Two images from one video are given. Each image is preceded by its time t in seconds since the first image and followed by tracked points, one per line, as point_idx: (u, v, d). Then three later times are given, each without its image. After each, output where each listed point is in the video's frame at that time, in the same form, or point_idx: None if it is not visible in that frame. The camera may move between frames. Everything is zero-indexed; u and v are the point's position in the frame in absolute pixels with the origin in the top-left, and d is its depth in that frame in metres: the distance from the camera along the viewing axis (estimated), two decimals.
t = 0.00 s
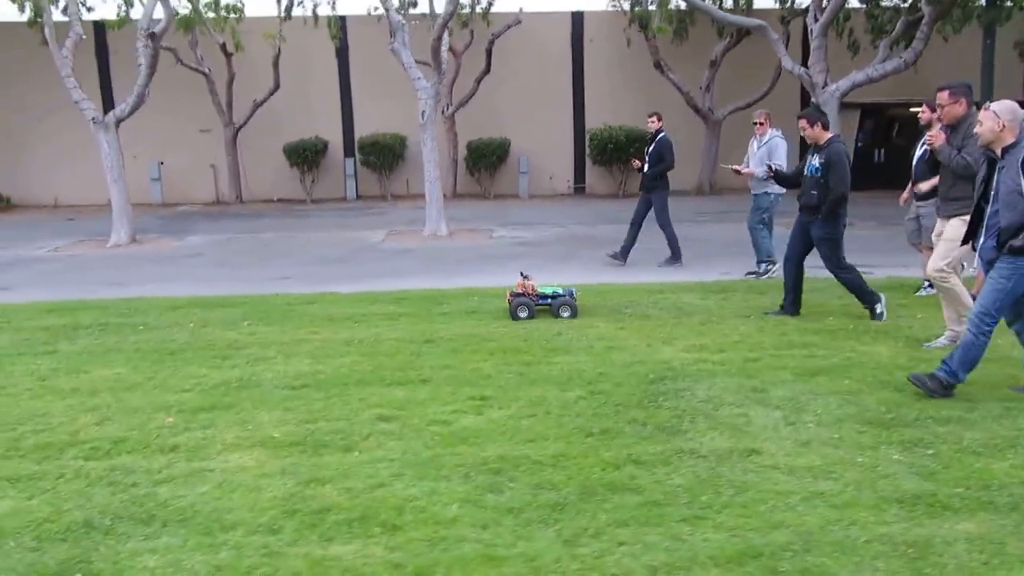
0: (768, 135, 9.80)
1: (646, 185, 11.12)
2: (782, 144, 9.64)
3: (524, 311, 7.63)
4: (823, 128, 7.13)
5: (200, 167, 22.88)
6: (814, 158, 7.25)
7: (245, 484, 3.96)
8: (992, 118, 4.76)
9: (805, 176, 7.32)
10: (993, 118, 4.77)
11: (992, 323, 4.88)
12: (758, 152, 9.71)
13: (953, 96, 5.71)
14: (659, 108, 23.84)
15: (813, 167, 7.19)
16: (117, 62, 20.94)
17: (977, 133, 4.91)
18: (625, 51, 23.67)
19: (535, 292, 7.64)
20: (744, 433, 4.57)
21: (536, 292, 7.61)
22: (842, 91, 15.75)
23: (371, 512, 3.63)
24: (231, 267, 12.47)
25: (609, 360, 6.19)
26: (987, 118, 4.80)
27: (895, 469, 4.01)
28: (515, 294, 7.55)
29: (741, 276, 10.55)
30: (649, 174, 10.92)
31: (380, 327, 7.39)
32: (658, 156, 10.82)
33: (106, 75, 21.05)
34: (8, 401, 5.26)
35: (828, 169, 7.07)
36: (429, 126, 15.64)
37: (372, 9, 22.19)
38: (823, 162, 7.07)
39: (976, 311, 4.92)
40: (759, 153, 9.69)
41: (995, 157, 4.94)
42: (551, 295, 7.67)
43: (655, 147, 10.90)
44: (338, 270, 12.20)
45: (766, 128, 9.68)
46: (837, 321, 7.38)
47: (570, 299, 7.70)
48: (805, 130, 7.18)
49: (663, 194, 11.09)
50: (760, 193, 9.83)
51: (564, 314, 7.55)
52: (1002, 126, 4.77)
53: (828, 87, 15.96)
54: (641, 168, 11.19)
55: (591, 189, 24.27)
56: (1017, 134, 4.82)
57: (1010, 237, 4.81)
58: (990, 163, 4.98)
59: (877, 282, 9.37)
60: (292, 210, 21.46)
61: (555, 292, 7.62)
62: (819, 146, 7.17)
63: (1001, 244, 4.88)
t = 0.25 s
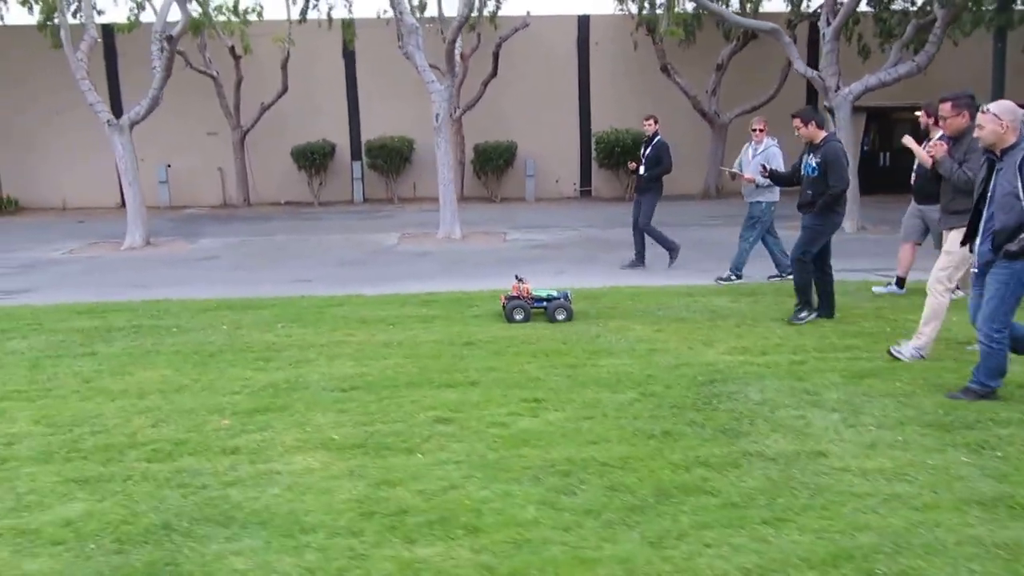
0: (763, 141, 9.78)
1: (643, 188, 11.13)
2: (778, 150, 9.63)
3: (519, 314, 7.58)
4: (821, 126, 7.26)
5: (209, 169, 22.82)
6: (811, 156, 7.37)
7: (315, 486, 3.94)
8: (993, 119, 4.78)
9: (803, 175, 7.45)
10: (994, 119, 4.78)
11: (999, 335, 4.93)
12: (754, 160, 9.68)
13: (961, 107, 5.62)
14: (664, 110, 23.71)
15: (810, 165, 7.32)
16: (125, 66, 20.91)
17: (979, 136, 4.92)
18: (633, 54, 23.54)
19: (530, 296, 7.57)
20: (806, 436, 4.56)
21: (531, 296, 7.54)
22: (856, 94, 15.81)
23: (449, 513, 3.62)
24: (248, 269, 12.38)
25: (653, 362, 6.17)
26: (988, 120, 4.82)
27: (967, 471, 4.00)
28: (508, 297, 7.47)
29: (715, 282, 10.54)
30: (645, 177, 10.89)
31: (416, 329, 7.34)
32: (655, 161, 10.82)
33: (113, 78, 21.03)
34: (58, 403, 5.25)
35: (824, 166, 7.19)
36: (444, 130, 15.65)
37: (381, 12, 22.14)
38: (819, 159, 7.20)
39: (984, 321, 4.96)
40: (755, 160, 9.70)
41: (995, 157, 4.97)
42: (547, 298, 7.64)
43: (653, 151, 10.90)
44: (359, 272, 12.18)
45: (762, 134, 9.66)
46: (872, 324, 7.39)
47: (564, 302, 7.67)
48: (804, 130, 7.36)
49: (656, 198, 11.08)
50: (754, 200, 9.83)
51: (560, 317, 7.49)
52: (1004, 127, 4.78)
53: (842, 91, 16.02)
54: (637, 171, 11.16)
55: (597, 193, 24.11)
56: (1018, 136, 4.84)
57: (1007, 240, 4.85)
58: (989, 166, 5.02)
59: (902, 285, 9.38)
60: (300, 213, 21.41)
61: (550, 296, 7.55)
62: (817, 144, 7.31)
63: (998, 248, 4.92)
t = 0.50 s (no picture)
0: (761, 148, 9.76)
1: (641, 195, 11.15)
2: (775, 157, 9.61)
3: (512, 322, 7.50)
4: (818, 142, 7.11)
5: (216, 178, 22.80)
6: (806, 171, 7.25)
7: (387, 493, 3.92)
8: (990, 132, 4.86)
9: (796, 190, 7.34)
10: (993, 130, 4.85)
11: None
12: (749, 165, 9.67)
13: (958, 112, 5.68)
14: (669, 118, 23.45)
15: (804, 182, 7.20)
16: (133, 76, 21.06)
17: (977, 150, 4.98)
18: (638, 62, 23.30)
19: (522, 304, 7.47)
20: (869, 442, 4.57)
21: (524, 304, 7.45)
22: (867, 102, 15.86)
23: (528, 520, 3.61)
24: (267, 276, 12.39)
25: (697, 368, 6.16)
26: (984, 133, 4.89)
27: None
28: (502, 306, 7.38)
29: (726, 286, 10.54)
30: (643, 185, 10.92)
31: (451, 336, 7.31)
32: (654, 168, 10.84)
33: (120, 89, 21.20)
34: (108, 411, 5.25)
35: (818, 184, 7.07)
36: (457, 138, 15.60)
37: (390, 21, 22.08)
38: (814, 176, 7.07)
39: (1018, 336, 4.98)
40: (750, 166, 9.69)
41: (993, 168, 5.00)
42: (540, 306, 7.55)
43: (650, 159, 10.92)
44: (378, 279, 12.15)
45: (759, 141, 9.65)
46: (907, 330, 7.38)
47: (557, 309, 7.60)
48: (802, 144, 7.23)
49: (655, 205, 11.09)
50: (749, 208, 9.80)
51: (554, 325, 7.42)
52: (1003, 136, 4.85)
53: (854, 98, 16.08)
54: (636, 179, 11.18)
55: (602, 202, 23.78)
56: (1015, 145, 4.90)
57: (1012, 252, 4.86)
58: (987, 176, 5.05)
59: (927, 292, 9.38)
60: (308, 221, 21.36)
61: (543, 304, 7.46)
62: (813, 160, 7.17)
63: (1001, 259, 4.92)
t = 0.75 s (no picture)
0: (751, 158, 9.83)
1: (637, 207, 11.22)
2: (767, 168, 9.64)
3: (506, 334, 7.41)
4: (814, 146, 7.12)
5: (223, 189, 22.77)
6: (804, 175, 7.26)
7: (460, 502, 3.92)
8: (979, 147, 4.84)
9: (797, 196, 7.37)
10: (982, 145, 4.84)
11: None
12: (743, 176, 9.70)
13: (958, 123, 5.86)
14: (674, 130, 23.04)
15: (802, 186, 7.22)
16: (142, 87, 21.36)
17: (965, 164, 4.94)
18: (643, 73, 22.91)
19: (518, 316, 7.40)
20: (930, 453, 4.59)
21: (521, 317, 7.37)
22: (878, 113, 15.86)
23: (607, 529, 3.62)
24: (288, 288, 12.37)
25: (739, 378, 6.17)
26: (977, 148, 4.86)
27: None
28: (499, 316, 7.33)
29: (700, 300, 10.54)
30: (638, 198, 10.97)
31: (487, 346, 7.29)
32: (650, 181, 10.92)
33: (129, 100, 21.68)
34: (160, 421, 5.25)
35: (816, 188, 7.08)
36: (469, 149, 15.48)
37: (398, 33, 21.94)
38: (812, 180, 7.08)
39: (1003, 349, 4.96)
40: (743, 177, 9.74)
41: (982, 182, 5.00)
42: (533, 317, 7.44)
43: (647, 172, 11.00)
44: (396, 291, 12.06)
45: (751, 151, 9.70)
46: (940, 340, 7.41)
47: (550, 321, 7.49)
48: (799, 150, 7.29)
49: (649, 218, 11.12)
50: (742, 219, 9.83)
51: (548, 338, 7.36)
52: (991, 150, 4.85)
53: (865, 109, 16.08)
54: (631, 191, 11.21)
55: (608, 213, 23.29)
56: (1004, 158, 4.91)
57: (1005, 267, 4.87)
58: (975, 191, 5.05)
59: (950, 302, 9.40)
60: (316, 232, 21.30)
61: (538, 316, 7.39)
62: (810, 165, 7.22)
63: (996, 275, 4.93)
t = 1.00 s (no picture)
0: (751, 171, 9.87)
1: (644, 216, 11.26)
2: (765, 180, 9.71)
3: (500, 346, 7.39)
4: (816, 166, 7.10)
5: (235, 197, 22.77)
6: (808, 195, 7.23)
7: (532, 513, 3.92)
8: (983, 162, 4.88)
9: (801, 214, 7.33)
10: (985, 161, 4.88)
11: (981, 364, 5.00)
12: (742, 190, 9.74)
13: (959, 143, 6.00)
14: (687, 142, 23.01)
15: (806, 206, 7.19)
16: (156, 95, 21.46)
17: (969, 179, 4.99)
18: (656, 83, 22.82)
19: (512, 328, 7.37)
20: (991, 466, 4.59)
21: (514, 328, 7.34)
22: (897, 126, 15.87)
23: (684, 541, 3.61)
24: (312, 297, 12.36)
25: (784, 389, 6.17)
26: (981, 163, 4.91)
27: None
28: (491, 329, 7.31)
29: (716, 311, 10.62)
30: (644, 207, 11.01)
31: (525, 356, 7.27)
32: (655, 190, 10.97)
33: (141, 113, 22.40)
34: (211, 430, 5.25)
35: (820, 207, 7.05)
36: (488, 159, 15.55)
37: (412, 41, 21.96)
38: (815, 199, 7.05)
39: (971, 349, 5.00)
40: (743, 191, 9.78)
41: (988, 198, 5.03)
42: (530, 329, 7.41)
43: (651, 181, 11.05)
44: (419, 300, 12.08)
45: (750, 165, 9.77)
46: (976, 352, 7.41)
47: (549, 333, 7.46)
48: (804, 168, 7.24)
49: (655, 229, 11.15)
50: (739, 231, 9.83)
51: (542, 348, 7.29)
52: (995, 165, 4.88)
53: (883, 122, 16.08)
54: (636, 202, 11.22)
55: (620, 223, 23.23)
56: (1009, 174, 4.94)
57: (1009, 274, 4.88)
58: (980, 207, 5.09)
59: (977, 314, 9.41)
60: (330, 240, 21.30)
61: (532, 327, 7.35)
62: (814, 183, 7.16)
63: (1000, 281, 4.96)
